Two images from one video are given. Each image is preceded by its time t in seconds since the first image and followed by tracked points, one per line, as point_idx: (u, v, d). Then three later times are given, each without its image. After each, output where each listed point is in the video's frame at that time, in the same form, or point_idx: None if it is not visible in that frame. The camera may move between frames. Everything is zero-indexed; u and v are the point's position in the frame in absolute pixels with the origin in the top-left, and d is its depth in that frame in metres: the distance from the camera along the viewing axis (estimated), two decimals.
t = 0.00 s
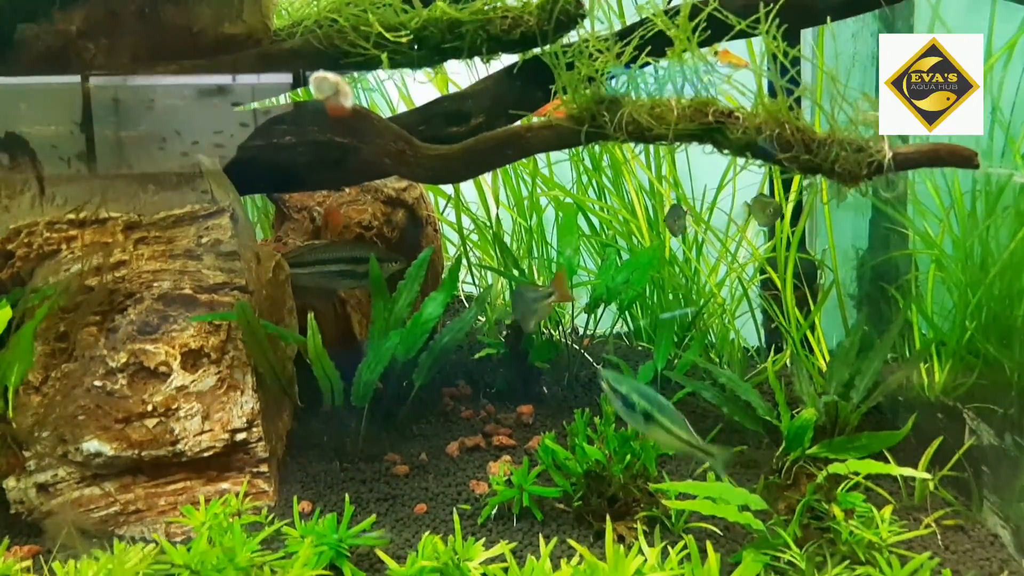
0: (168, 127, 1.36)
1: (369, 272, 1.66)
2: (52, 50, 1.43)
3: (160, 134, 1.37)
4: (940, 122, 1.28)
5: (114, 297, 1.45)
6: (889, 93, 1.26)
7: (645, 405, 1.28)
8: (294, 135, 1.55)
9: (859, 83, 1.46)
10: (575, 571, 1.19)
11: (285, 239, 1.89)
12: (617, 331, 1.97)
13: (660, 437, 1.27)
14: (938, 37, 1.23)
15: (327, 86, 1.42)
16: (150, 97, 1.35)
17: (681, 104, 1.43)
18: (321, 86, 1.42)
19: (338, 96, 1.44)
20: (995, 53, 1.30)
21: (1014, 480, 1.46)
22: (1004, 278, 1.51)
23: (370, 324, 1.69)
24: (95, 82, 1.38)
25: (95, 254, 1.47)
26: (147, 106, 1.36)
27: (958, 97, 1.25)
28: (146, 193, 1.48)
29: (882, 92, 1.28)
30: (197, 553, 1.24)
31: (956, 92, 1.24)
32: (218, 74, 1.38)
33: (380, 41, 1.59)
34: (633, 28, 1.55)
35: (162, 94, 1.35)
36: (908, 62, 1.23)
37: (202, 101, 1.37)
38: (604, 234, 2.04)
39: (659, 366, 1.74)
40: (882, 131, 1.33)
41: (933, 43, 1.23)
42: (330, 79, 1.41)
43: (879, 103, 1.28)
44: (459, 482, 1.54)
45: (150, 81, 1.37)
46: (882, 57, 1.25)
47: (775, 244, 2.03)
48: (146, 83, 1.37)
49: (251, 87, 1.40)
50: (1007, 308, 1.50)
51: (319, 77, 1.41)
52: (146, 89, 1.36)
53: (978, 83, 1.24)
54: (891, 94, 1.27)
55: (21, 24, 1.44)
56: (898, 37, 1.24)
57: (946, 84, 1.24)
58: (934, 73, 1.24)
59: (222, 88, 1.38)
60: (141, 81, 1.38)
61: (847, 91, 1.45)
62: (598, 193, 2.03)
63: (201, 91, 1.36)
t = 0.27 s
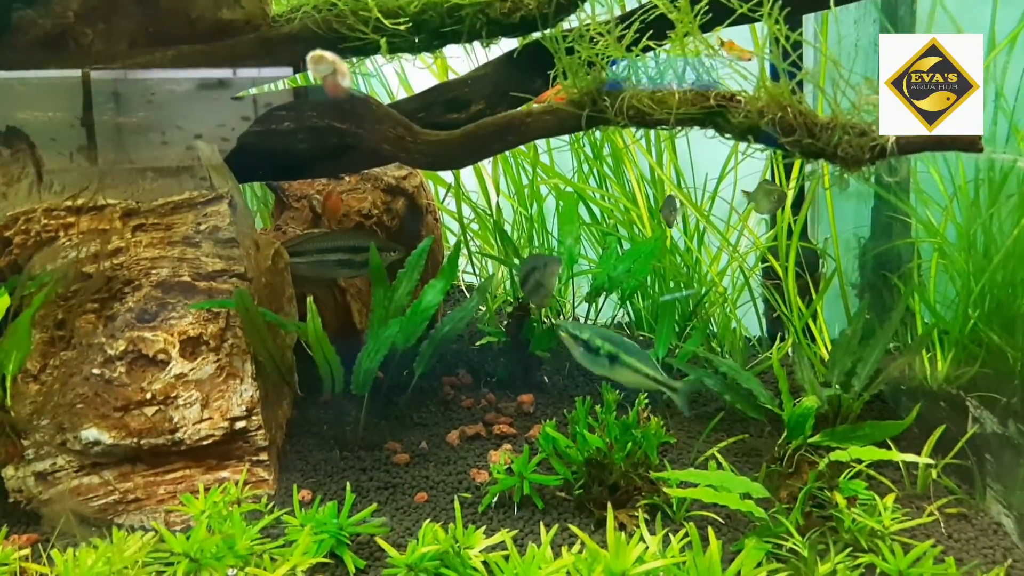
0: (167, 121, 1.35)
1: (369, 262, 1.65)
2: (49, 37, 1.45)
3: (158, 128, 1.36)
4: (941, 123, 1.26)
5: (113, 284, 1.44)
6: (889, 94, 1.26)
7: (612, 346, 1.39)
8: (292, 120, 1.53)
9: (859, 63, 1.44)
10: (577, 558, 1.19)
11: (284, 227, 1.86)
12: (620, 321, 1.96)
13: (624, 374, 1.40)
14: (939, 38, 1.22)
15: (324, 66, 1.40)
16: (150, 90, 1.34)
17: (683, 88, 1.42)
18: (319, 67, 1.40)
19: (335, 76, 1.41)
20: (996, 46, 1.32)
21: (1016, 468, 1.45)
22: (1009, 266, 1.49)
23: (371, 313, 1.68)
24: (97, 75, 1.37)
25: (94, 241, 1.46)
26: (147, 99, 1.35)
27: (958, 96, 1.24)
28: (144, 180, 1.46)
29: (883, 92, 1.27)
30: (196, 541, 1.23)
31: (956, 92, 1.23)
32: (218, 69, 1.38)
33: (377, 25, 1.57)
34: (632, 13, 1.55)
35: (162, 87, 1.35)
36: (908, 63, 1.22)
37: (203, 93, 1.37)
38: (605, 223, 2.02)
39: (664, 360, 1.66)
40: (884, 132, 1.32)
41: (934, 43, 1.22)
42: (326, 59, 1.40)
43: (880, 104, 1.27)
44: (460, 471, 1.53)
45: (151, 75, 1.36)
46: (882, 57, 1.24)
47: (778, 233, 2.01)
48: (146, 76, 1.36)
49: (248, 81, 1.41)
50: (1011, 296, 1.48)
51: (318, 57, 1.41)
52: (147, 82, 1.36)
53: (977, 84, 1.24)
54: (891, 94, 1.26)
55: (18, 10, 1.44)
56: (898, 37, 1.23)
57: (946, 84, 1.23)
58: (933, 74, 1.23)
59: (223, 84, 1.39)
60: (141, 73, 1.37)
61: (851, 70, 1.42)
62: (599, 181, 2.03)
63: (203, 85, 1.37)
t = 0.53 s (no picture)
0: (169, 114, 1.36)
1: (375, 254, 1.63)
2: (55, 27, 1.46)
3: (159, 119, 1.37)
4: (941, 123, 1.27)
5: (119, 275, 1.44)
6: (889, 94, 1.26)
7: (581, 309, 1.44)
8: (298, 110, 1.51)
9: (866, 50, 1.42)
10: (585, 548, 1.18)
11: (290, 219, 1.84)
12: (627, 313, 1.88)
13: (596, 334, 1.45)
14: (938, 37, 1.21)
15: (332, 50, 1.44)
16: (152, 85, 1.37)
17: (691, 75, 1.43)
18: (326, 50, 1.44)
19: (341, 61, 1.45)
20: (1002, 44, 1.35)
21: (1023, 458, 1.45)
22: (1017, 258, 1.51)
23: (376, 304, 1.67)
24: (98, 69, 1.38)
25: (101, 232, 1.46)
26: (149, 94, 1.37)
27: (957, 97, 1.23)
28: (150, 170, 1.48)
29: (882, 91, 1.27)
30: (202, 530, 1.22)
31: (956, 93, 1.22)
32: (221, 63, 1.40)
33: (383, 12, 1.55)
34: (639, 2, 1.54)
35: (165, 83, 1.37)
36: (907, 63, 1.22)
37: (204, 88, 1.40)
38: (611, 215, 2.01)
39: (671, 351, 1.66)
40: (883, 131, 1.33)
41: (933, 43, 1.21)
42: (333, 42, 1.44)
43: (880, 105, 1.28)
44: (466, 462, 1.53)
45: (154, 70, 1.38)
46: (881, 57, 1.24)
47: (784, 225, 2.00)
48: (149, 71, 1.38)
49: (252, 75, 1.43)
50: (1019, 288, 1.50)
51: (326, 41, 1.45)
52: (150, 77, 1.38)
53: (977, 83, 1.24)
54: (890, 94, 1.27)
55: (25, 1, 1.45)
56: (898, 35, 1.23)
57: (945, 85, 1.22)
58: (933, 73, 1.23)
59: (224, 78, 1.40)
60: (144, 69, 1.39)
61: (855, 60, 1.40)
62: (605, 174, 2.01)
63: (204, 79, 1.39)
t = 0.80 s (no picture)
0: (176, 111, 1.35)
1: (384, 248, 1.63)
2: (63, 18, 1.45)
3: (166, 115, 1.35)
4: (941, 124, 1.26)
5: (129, 270, 1.44)
6: (889, 94, 1.25)
7: (553, 289, 1.42)
8: (308, 104, 1.50)
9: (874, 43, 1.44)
10: (596, 542, 1.18)
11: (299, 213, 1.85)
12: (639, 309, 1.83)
13: (569, 313, 1.43)
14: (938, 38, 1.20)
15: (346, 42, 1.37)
16: (156, 80, 1.33)
17: (702, 69, 1.44)
18: (341, 43, 1.37)
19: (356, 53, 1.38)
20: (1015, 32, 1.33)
21: None
22: None
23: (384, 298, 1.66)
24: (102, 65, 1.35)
25: (110, 225, 1.46)
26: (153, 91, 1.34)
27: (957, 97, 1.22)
28: (159, 163, 1.46)
29: (882, 92, 1.26)
30: (213, 524, 1.22)
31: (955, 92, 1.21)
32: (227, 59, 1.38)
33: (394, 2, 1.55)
34: None
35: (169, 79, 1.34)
36: (908, 63, 1.21)
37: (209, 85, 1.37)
38: (620, 210, 1.95)
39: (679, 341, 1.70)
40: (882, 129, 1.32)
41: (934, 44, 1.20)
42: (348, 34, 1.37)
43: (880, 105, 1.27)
44: (475, 456, 1.52)
45: (158, 66, 1.35)
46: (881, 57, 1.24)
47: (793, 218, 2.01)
48: (153, 67, 1.34)
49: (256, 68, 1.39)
50: None
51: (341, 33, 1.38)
52: (154, 73, 1.34)
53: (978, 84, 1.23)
54: (890, 94, 1.25)
55: None
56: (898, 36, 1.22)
57: (945, 85, 1.21)
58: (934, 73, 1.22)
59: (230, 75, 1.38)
60: (148, 64, 1.35)
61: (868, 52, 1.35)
62: (613, 168, 2.01)
63: (209, 75, 1.36)
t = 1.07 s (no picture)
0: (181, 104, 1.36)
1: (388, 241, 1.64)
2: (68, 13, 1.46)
3: (169, 109, 1.35)
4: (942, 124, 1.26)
5: (135, 263, 1.44)
6: (889, 94, 1.26)
7: (521, 273, 1.40)
8: (314, 98, 1.50)
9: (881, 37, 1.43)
10: (602, 536, 1.18)
11: (303, 207, 1.84)
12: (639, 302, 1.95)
13: (539, 295, 1.42)
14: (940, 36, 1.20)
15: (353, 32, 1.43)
16: (159, 76, 1.36)
17: (711, 62, 1.42)
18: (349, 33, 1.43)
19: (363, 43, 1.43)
20: None
21: None
22: None
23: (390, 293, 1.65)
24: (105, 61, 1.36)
25: (115, 219, 1.46)
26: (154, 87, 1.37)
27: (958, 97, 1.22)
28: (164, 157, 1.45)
29: (882, 92, 1.27)
30: (220, 518, 1.22)
31: (955, 92, 1.21)
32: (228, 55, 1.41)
33: None
34: None
35: (172, 74, 1.37)
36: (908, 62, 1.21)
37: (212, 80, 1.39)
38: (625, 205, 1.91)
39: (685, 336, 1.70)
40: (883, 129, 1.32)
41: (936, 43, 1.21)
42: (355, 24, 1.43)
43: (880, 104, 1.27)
44: (481, 450, 1.52)
45: (160, 62, 1.37)
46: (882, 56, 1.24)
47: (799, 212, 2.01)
48: (157, 62, 1.37)
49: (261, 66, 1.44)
50: None
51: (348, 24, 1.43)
52: (157, 69, 1.37)
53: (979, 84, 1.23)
54: (890, 94, 1.26)
55: None
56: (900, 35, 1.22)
57: (946, 84, 1.21)
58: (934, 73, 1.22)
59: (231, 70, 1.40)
60: (151, 60, 1.37)
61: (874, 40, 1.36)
62: (618, 161, 2.00)
63: (213, 70, 1.39)
